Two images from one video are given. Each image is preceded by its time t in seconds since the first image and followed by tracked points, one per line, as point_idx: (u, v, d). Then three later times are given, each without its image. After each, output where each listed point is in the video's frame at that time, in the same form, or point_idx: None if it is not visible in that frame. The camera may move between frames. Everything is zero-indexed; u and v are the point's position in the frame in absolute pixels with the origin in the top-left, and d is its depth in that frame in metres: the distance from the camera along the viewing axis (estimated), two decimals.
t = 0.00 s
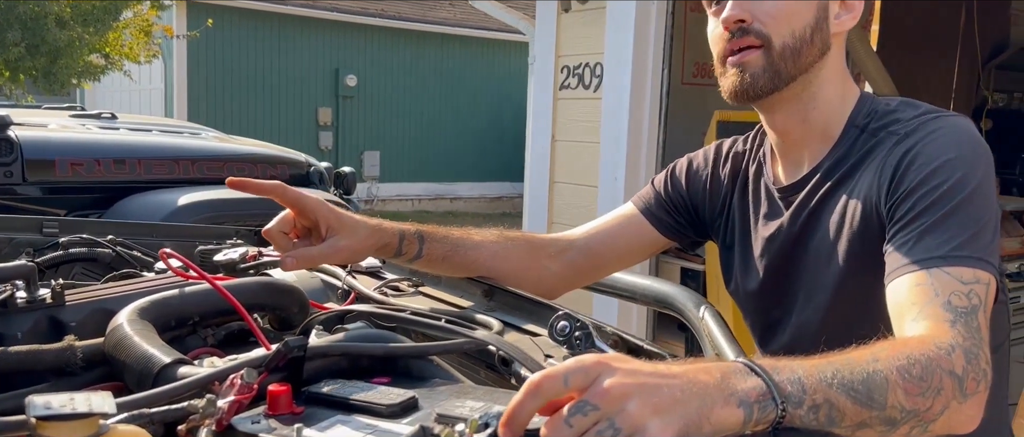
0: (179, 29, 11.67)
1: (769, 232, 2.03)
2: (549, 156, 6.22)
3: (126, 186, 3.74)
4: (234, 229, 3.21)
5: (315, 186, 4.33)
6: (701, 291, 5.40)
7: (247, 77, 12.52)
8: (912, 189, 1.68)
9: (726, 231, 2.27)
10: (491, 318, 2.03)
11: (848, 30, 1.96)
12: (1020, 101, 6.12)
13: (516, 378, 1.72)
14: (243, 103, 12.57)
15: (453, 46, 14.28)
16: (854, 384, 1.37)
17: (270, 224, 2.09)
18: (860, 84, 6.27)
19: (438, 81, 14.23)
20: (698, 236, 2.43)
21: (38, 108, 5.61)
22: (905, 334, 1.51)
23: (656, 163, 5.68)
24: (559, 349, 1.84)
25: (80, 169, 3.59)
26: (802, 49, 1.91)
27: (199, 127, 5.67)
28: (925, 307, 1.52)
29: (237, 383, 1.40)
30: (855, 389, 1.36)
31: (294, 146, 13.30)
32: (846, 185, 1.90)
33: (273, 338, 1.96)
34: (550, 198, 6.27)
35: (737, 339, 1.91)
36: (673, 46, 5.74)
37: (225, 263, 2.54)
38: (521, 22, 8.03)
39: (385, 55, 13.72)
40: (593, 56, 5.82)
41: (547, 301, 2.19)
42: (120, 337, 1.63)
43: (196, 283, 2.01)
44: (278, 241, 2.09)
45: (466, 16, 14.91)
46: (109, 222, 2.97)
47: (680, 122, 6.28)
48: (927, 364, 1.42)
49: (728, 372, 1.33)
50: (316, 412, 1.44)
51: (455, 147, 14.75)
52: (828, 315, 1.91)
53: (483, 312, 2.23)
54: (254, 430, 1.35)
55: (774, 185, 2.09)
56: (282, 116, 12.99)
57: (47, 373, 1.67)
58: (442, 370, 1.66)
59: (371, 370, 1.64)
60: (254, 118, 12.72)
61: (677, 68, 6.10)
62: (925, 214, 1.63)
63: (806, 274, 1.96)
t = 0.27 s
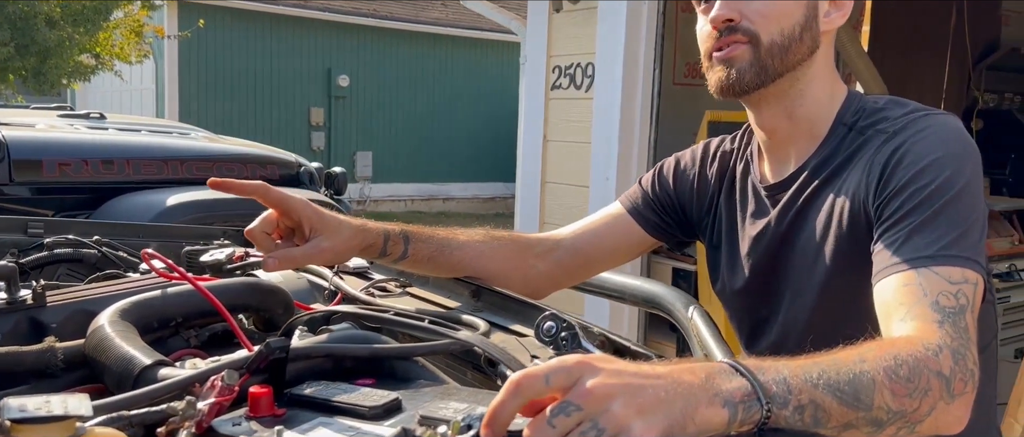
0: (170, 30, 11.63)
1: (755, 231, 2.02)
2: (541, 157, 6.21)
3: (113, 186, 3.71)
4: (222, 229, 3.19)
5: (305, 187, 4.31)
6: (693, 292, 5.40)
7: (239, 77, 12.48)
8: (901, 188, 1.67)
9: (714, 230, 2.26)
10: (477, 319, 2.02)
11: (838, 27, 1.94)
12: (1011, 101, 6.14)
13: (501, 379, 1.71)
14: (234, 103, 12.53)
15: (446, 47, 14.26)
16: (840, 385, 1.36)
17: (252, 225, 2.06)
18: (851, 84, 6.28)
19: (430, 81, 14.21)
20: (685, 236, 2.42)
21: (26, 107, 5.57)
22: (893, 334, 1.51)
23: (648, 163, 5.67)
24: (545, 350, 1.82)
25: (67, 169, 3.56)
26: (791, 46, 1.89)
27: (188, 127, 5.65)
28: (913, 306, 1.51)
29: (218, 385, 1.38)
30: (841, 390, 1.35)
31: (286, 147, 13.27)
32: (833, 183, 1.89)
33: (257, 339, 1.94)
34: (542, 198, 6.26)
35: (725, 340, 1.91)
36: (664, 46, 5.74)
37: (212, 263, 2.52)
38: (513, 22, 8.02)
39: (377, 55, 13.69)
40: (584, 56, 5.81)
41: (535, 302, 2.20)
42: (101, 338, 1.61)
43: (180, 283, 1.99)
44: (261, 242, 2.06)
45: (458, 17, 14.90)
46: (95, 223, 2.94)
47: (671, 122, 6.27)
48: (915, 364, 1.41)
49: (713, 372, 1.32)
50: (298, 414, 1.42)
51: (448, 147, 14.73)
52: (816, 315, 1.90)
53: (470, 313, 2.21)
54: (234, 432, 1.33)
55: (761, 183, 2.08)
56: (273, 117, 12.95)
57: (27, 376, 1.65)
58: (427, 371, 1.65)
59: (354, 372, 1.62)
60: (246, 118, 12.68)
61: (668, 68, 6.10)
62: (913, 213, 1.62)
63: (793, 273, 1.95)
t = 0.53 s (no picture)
0: (160, 30, 11.60)
1: (743, 234, 2.02)
2: (532, 158, 6.21)
3: (102, 187, 3.69)
4: (211, 230, 3.17)
5: (296, 187, 4.29)
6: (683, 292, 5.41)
7: (230, 78, 12.45)
8: (889, 194, 1.67)
9: (701, 232, 2.26)
10: (466, 319, 2.02)
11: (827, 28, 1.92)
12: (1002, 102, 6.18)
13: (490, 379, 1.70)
14: (225, 104, 12.50)
15: (437, 48, 14.24)
16: (829, 385, 1.35)
17: (240, 229, 2.05)
18: (841, 85, 6.29)
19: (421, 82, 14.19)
20: (674, 236, 2.42)
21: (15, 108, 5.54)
22: (881, 343, 1.50)
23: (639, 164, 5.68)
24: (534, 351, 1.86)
25: (55, 169, 3.54)
26: (780, 53, 1.87)
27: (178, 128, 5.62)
28: (900, 316, 1.50)
29: (203, 385, 1.37)
30: (830, 390, 1.35)
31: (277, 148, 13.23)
32: (821, 188, 1.89)
33: (244, 340, 1.93)
34: (533, 198, 6.26)
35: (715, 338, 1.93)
36: (655, 47, 5.74)
37: (199, 265, 2.51)
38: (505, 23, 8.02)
39: (368, 56, 13.67)
40: (575, 57, 5.81)
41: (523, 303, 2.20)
42: (86, 339, 1.59)
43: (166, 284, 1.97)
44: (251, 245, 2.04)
45: (450, 18, 14.89)
46: (83, 224, 2.93)
47: (662, 123, 6.27)
48: (904, 371, 1.40)
49: (705, 362, 1.33)
50: (284, 415, 1.41)
51: (439, 148, 14.71)
52: (804, 320, 1.90)
53: (459, 313, 2.20)
54: (219, 433, 1.32)
55: (749, 185, 2.08)
56: (264, 118, 12.91)
57: (12, 377, 1.64)
58: (415, 371, 1.64)
59: (342, 372, 1.61)
60: (236, 119, 12.64)
61: (659, 69, 6.10)
62: (900, 221, 1.61)
63: (781, 278, 1.95)
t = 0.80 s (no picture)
0: (151, 31, 11.57)
1: (735, 236, 2.03)
2: (524, 159, 6.20)
3: (92, 188, 3.67)
4: (202, 231, 3.16)
5: (287, 188, 4.28)
6: (675, 293, 5.41)
7: (221, 79, 12.41)
8: (882, 198, 1.67)
9: (694, 233, 2.26)
10: (459, 321, 2.01)
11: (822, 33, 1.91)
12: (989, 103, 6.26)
13: (484, 381, 1.70)
14: (215, 105, 12.46)
15: (429, 49, 14.22)
16: (825, 386, 1.36)
17: (233, 235, 2.04)
18: (832, 86, 6.31)
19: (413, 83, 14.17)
20: (667, 237, 2.42)
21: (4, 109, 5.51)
22: (876, 345, 1.51)
23: (631, 165, 5.68)
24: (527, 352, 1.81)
25: (45, 171, 3.52)
26: (772, 57, 1.86)
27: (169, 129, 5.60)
28: (895, 317, 1.51)
29: (196, 388, 1.37)
30: (825, 391, 1.35)
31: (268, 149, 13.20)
32: (815, 191, 1.89)
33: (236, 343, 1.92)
34: (525, 199, 6.25)
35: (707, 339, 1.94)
36: (647, 48, 5.75)
37: (191, 267, 2.50)
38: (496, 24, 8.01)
39: (360, 57, 13.64)
40: (567, 58, 5.81)
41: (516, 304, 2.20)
42: (77, 342, 1.58)
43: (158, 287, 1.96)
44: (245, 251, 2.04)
45: (441, 18, 14.88)
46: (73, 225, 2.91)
47: (654, 124, 6.28)
48: (901, 372, 1.41)
49: (698, 361, 1.33)
50: (277, 418, 1.40)
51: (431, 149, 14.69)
52: (798, 322, 1.90)
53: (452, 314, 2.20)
54: None
55: (741, 188, 2.08)
56: (255, 119, 12.87)
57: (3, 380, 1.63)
58: (409, 373, 1.63)
59: (334, 374, 1.61)
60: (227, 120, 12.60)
61: (650, 70, 6.11)
62: (894, 224, 1.61)
63: (774, 280, 1.95)
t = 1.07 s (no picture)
0: (142, 32, 11.54)
1: (730, 238, 2.03)
2: (517, 161, 6.20)
3: (83, 190, 3.66)
4: (195, 234, 3.14)
5: (279, 190, 4.27)
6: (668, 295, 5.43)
7: (212, 80, 12.38)
8: (876, 199, 1.68)
9: (689, 235, 2.27)
10: (454, 323, 2.01)
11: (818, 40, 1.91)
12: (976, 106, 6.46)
13: (479, 383, 1.71)
14: (207, 106, 12.42)
15: (421, 50, 14.22)
16: (819, 387, 1.36)
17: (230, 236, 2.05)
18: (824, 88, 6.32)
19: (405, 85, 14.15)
20: (661, 239, 2.42)
21: None
22: (870, 344, 1.51)
23: (624, 167, 5.69)
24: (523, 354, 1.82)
25: (37, 173, 3.50)
26: (767, 68, 1.86)
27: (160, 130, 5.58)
28: (889, 317, 1.51)
29: (191, 391, 1.36)
30: (820, 391, 1.35)
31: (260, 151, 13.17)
32: (809, 193, 1.90)
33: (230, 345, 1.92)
34: (518, 201, 6.25)
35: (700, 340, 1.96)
36: (640, 50, 5.76)
37: (184, 269, 2.49)
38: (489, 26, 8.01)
39: (352, 59, 13.63)
40: (560, 60, 5.82)
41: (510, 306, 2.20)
42: (71, 345, 1.57)
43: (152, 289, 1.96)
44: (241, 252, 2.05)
45: (434, 20, 14.88)
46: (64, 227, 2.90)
47: (647, 126, 6.29)
48: (895, 372, 1.41)
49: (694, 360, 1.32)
50: (272, 420, 1.40)
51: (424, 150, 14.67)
52: (791, 322, 1.91)
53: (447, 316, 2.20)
54: None
55: (735, 190, 2.09)
56: (247, 121, 12.84)
57: None
58: (404, 377, 1.63)
59: (331, 377, 1.61)
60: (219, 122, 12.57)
61: (643, 72, 6.12)
62: (888, 225, 1.62)
63: (767, 281, 1.95)
